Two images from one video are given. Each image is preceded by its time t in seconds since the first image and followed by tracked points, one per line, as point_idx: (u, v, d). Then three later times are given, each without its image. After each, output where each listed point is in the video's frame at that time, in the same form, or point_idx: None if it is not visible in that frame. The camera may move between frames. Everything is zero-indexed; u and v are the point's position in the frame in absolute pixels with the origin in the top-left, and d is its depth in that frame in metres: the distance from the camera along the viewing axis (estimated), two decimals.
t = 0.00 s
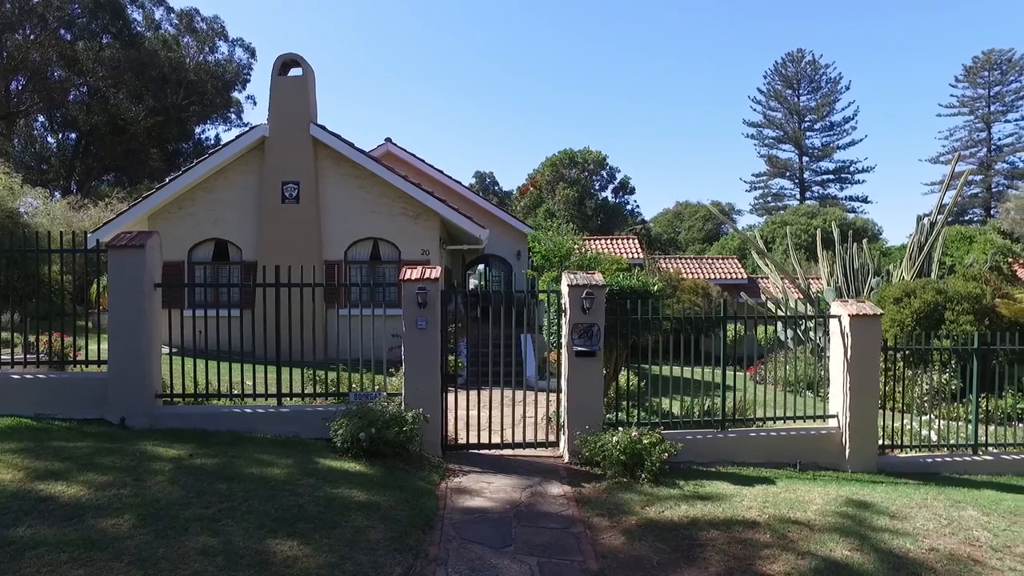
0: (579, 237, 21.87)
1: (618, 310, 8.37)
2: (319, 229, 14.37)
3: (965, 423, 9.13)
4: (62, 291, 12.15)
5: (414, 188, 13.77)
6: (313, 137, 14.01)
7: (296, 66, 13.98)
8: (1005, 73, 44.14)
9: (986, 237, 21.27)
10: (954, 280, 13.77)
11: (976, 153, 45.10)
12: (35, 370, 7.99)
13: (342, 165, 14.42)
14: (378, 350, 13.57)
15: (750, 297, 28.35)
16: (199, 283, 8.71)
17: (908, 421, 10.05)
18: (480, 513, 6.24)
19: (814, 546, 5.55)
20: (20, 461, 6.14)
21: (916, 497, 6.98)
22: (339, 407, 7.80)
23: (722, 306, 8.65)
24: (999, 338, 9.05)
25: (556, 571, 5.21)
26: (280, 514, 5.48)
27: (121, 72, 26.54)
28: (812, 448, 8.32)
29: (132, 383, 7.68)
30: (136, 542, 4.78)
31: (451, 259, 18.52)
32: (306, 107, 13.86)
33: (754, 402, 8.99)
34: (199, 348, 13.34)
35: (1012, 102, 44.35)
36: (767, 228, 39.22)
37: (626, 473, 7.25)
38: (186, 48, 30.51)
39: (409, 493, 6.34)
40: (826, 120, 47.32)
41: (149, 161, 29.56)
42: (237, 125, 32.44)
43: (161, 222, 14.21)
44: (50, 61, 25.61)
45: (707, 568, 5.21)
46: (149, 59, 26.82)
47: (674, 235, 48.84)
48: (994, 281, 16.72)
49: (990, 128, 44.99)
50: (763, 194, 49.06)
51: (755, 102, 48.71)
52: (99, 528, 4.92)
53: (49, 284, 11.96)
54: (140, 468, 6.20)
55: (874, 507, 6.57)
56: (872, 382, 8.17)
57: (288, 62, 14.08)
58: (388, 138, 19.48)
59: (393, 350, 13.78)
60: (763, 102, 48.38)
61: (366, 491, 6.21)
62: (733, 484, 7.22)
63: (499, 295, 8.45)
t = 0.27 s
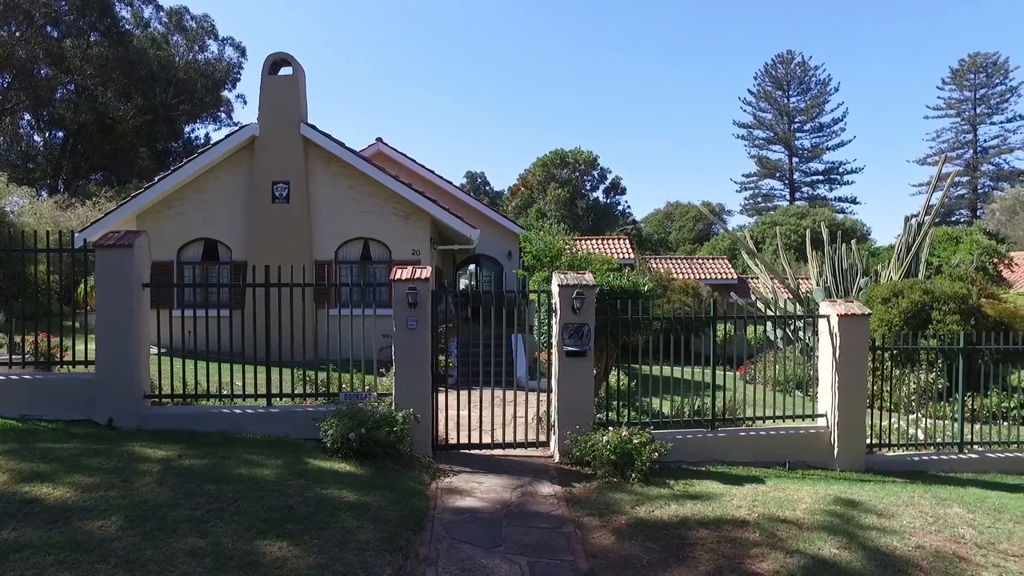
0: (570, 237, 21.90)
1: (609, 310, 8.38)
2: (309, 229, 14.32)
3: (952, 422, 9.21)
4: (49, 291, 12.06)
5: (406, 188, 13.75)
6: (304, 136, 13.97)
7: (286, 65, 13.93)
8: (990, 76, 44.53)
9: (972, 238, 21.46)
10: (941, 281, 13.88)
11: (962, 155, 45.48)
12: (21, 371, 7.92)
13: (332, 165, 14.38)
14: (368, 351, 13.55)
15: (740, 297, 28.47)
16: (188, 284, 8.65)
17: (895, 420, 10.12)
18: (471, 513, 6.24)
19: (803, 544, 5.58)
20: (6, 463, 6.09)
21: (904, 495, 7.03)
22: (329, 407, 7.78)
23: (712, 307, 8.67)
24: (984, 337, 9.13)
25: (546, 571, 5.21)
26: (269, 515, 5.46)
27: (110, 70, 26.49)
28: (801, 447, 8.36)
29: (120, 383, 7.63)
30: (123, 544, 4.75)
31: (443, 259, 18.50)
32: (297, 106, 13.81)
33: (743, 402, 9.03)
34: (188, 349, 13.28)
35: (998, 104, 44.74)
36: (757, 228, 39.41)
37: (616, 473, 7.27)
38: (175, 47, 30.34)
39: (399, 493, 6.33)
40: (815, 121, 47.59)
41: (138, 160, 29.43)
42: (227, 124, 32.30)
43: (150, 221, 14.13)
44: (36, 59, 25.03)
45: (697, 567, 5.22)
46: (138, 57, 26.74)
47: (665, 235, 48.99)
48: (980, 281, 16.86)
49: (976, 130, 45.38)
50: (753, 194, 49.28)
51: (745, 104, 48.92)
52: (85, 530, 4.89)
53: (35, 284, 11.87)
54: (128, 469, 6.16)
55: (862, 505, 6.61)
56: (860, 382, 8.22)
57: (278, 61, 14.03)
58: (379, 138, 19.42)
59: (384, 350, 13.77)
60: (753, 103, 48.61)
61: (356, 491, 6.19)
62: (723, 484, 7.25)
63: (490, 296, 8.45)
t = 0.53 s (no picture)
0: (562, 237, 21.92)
1: (600, 310, 8.39)
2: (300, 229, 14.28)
3: (939, 421, 9.27)
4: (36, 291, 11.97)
5: (397, 188, 13.73)
6: (295, 136, 13.92)
7: (277, 64, 13.89)
8: (978, 78, 44.88)
9: (959, 238, 21.61)
10: (929, 281, 13.98)
11: (950, 156, 45.82)
12: (8, 372, 7.86)
13: (323, 164, 14.34)
14: (359, 351, 13.53)
15: (731, 297, 28.59)
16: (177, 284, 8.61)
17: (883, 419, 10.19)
18: (462, 513, 6.24)
19: (792, 542, 5.61)
20: None
21: (892, 493, 7.07)
22: (319, 408, 7.76)
23: (703, 307, 8.69)
24: (972, 337, 9.20)
25: (538, 570, 5.22)
26: (259, 516, 5.44)
27: (99, 68, 26.34)
28: (791, 446, 8.40)
29: (109, 384, 7.59)
30: (111, 547, 4.72)
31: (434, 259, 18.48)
32: (288, 105, 13.77)
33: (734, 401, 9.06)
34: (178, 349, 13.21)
35: (985, 106, 45.08)
36: (748, 228, 39.57)
37: (607, 472, 7.28)
38: (165, 46, 30.16)
39: (390, 494, 6.33)
40: (806, 122, 47.82)
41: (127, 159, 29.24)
42: (218, 123, 32.15)
43: (139, 221, 14.05)
44: (24, 56, 24.87)
45: (687, 566, 5.24)
46: (126, 55, 26.65)
47: (656, 235, 49.11)
48: (967, 281, 16.99)
49: (964, 132, 45.72)
50: (744, 195, 49.47)
51: (736, 104, 49.10)
52: (72, 532, 4.86)
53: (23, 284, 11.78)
54: (116, 470, 6.12)
55: (851, 504, 6.65)
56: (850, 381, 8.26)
57: (269, 60, 13.98)
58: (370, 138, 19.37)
59: (375, 350, 13.75)
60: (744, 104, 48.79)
61: (347, 491, 6.18)
62: (713, 483, 7.27)
63: (482, 295, 8.44)
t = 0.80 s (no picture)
0: (552, 237, 21.94)
1: (590, 310, 8.40)
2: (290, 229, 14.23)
3: (926, 419, 9.34)
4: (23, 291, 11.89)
5: (388, 188, 13.70)
6: (285, 135, 13.87)
7: (267, 62, 13.82)
8: (964, 81, 45.23)
9: (947, 239, 21.75)
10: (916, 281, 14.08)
11: (937, 158, 46.16)
12: None
13: (314, 164, 14.29)
14: (349, 351, 13.52)
15: (721, 297, 28.69)
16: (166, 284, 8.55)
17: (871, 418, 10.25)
18: (452, 514, 6.23)
19: (781, 541, 5.64)
20: None
21: (880, 492, 7.12)
22: (309, 408, 7.74)
23: (692, 307, 8.72)
24: (958, 337, 9.28)
25: (527, 570, 5.22)
26: (248, 517, 5.42)
27: (86, 66, 26.26)
28: (780, 445, 8.44)
29: (96, 385, 7.53)
30: (97, 549, 4.69)
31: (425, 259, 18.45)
32: (278, 104, 13.72)
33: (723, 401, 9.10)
34: (166, 349, 13.16)
35: (972, 108, 45.42)
36: (738, 229, 39.72)
37: (597, 472, 7.29)
38: (154, 44, 29.92)
39: (380, 494, 6.31)
40: (796, 123, 48.05)
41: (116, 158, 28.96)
42: (208, 122, 31.99)
43: (127, 221, 13.96)
44: (9, 53, 24.98)
45: (676, 565, 5.26)
46: (114, 52, 26.58)
47: (647, 236, 49.23)
48: (954, 282, 17.12)
49: (951, 133, 46.05)
50: (734, 195, 49.65)
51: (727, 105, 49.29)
52: (58, 535, 4.83)
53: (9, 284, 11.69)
54: (103, 471, 6.08)
55: (839, 502, 6.69)
56: (838, 381, 8.31)
57: (259, 59, 13.92)
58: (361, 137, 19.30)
59: (365, 350, 13.73)
60: (735, 105, 48.98)
61: (336, 492, 6.16)
62: (703, 482, 7.30)
63: (472, 296, 8.44)
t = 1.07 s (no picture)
0: (543, 237, 21.95)
1: (580, 309, 8.41)
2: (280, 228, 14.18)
3: (913, 418, 9.41)
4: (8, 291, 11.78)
5: (378, 188, 13.66)
6: (274, 134, 13.81)
7: (256, 61, 13.76)
8: (950, 83, 45.58)
9: (934, 239, 21.90)
10: (903, 281, 14.17)
11: (924, 159, 46.49)
12: None
13: (303, 163, 14.23)
14: (339, 351, 13.49)
15: (711, 297, 28.81)
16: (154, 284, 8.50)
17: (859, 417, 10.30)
18: (442, 514, 6.22)
19: (770, 539, 5.66)
20: None
21: (868, 490, 7.17)
22: (299, 409, 7.71)
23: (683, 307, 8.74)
24: (944, 336, 9.35)
25: (518, 570, 5.22)
26: (238, 518, 5.40)
27: (74, 64, 26.27)
28: (769, 445, 8.46)
29: (83, 386, 7.48)
30: (84, 551, 4.66)
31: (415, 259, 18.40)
32: (267, 103, 13.66)
33: (712, 400, 9.12)
34: (155, 349, 13.10)
35: (958, 110, 45.78)
36: (728, 229, 39.88)
37: (587, 472, 7.30)
38: (142, 42, 29.70)
39: (370, 495, 6.30)
40: (785, 124, 48.28)
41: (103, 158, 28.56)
42: (197, 121, 31.82)
43: (115, 220, 13.88)
44: None
45: (666, 563, 5.27)
46: (103, 50, 26.63)
47: (638, 236, 49.35)
48: (940, 282, 17.25)
49: (937, 135, 46.40)
50: (724, 195, 49.84)
51: (717, 106, 49.49)
52: (44, 537, 4.79)
53: None
54: (90, 473, 6.04)
55: (828, 501, 6.72)
56: (826, 380, 8.36)
57: (248, 57, 13.86)
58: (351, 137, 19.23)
59: (355, 350, 13.70)
60: (724, 105, 49.18)
61: (327, 492, 6.14)
62: (692, 481, 7.33)
63: (462, 296, 8.43)
